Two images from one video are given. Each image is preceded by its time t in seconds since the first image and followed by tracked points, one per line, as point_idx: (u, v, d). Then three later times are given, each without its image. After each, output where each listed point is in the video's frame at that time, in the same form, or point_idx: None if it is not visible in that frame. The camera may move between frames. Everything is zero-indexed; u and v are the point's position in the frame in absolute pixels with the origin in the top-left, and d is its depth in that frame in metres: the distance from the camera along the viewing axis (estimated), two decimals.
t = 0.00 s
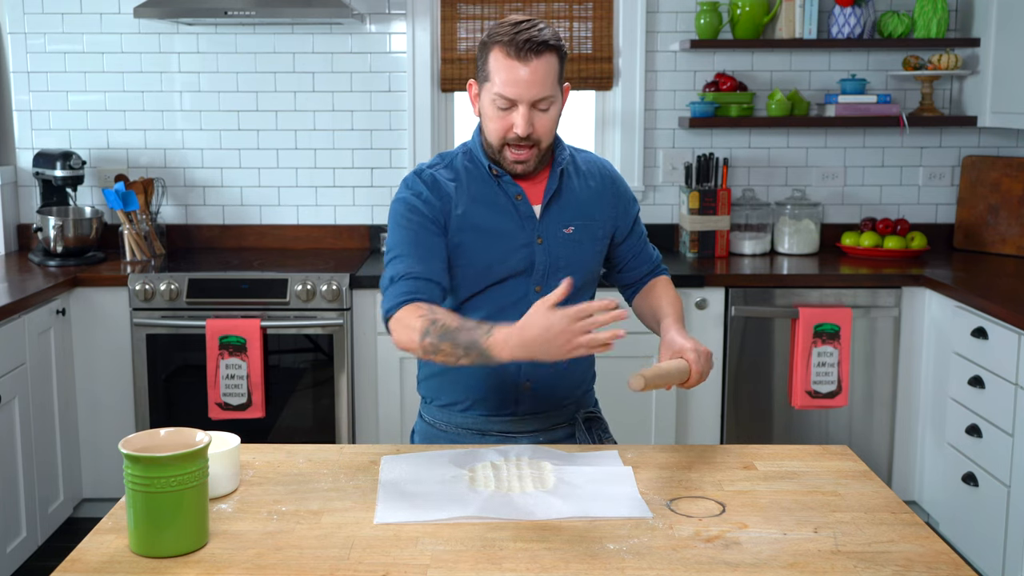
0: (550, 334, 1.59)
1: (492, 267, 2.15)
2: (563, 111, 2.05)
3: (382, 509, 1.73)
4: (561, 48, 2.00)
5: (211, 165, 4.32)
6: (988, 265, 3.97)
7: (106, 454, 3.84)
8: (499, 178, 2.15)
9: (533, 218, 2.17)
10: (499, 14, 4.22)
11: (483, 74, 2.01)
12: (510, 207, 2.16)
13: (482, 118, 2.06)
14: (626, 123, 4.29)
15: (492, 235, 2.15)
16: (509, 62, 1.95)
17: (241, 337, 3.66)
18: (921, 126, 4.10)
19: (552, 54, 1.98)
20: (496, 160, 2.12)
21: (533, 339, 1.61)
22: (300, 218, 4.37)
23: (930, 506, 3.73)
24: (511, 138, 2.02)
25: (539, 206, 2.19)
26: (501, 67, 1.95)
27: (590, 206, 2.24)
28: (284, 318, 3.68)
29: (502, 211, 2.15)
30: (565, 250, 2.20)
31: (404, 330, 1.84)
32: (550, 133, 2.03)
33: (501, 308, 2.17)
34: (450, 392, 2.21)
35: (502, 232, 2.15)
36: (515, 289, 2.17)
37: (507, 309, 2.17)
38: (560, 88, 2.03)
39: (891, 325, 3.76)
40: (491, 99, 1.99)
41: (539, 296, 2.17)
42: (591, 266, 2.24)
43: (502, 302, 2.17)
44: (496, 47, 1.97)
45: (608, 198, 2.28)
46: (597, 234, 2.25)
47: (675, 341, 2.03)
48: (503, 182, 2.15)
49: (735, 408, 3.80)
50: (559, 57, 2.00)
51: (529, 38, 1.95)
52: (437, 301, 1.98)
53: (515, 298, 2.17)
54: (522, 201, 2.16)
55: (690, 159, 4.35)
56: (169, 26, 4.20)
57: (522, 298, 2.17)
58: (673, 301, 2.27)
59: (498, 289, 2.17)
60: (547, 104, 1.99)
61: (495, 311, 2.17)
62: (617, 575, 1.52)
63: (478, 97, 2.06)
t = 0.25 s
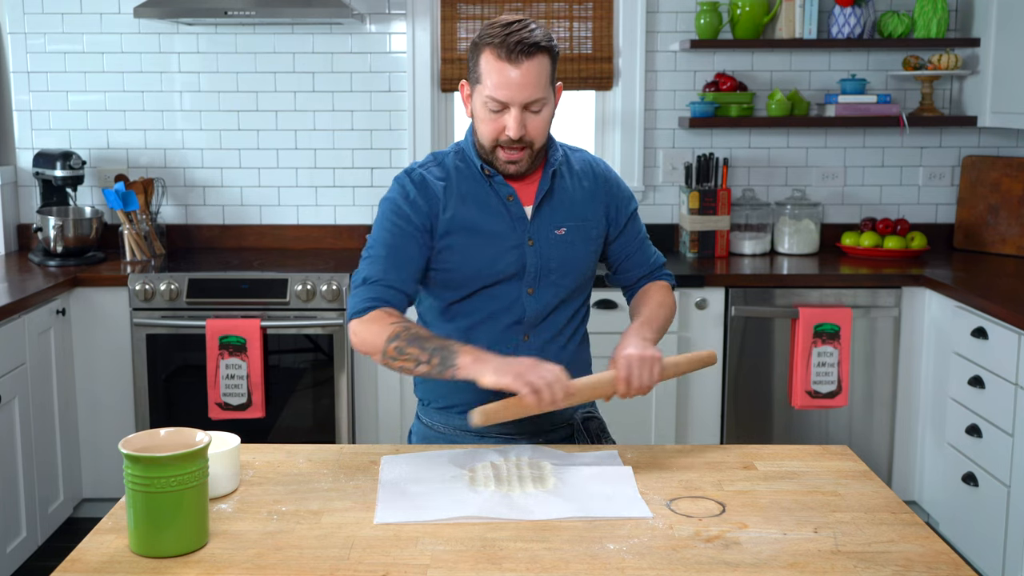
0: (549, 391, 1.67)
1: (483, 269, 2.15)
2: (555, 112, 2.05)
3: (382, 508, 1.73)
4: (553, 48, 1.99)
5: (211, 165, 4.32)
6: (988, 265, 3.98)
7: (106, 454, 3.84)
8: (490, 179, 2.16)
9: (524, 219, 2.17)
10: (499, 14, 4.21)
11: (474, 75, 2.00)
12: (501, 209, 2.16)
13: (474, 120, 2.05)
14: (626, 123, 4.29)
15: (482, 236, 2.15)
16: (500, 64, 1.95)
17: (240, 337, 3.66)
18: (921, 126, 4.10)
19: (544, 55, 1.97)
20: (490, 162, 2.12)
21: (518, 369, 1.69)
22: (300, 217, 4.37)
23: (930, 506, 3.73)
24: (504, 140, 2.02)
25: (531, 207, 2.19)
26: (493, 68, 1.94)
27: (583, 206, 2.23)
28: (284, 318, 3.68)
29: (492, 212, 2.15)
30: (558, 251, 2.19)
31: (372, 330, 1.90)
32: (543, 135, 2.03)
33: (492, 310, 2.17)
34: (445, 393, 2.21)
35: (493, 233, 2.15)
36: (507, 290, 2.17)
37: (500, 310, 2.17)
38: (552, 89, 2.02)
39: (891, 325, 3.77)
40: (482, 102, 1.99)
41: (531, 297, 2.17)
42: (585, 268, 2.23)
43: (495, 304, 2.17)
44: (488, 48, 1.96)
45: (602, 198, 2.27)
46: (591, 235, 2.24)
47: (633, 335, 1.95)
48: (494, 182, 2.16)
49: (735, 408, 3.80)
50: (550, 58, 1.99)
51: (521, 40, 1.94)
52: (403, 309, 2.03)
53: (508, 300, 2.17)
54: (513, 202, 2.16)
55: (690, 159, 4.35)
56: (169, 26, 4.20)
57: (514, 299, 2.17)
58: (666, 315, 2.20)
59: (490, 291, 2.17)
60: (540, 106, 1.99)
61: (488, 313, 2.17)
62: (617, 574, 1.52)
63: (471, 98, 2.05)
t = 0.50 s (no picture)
0: (443, 433, 1.77)
1: (465, 274, 2.16)
2: (548, 116, 2.04)
3: (383, 509, 1.73)
4: (545, 54, 1.97)
5: (211, 165, 4.32)
6: (988, 265, 3.97)
7: (106, 454, 3.84)
8: (476, 182, 2.17)
9: (507, 225, 2.16)
10: (499, 14, 4.21)
11: (466, 81, 1.99)
12: (484, 214, 2.16)
13: (467, 125, 2.04)
14: (626, 123, 4.29)
15: (464, 241, 2.16)
16: (491, 71, 1.93)
17: (241, 337, 3.66)
18: (921, 126, 4.10)
19: (535, 61, 1.95)
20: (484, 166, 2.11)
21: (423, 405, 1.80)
22: (300, 217, 4.37)
23: (930, 506, 3.73)
24: (497, 148, 2.01)
25: (515, 213, 2.17)
26: (484, 76, 1.93)
27: (572, 213, 2.19)
28: (284, 318, 3.68)
29: (475, 217, 2.16)
30: (541, 259, 2.17)
31: (337, 335, 2.03)
32: (535, 141, 2.02)
33: (474, 314, 2.18)
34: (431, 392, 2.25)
35: (475, 239, 2.16)
36: (487, 297, 2.18)
37: (481, 316, 2.18)
38: (544, 94, 2.01)
39: (891, 325, 3.77)
40: (474, 109, 1.98)
41: (511, 304, 2.18)
42: (572, 276, 2.20)
43: (476, 309, 2.18)
44: (479, 55, 1.94)
45: (595, 205, 2.22)
46: (579, 243, 2.20)
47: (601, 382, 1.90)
48: (478, 186, 2.16)
49: (735, 408, 3.80)
50: (543, 63, 1.97)
51: (512, 46, 1.92)
52: (381, 316, 2.10)
53: (488, 306, 2.18)
54: (496, 207, 2.16)
55: (690, 159, 4.35)
56: (169, 26, 4.20)
57: (494, 305, 2.18)
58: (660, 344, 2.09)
59: (473, 296, 2.18)
60: (532, 113, 1.98)
61: (470, 318, 2.19)
62: (617, 574, 1.52)
63: (463, 103, 2.04)
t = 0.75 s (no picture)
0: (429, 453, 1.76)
1: (460, 284, 2.14)
2: (546, 126, 2.00)
3: (383, 508, 1.73)
4: (541, 63, 1.93)
5: (211, 165, 4.32)
6: (988, 265, 3.97)
7: (106, 454, 3.84)
8: (473, 192, 2.15)
9: (503, 235, 2.14)
10: (499, 14, 4.22)
11: (460, 93, 1.95)
12: (480, 224, 2.14)
13: (463, 137, 2.00)
14: (626, 123, 4.29)
15: (460, 251, 2.14)
16: (485, 83, 1.89)
17: (240, 337, 3.66)
18: (921, 126, 4.10)
19: (531, 71, 1.91)
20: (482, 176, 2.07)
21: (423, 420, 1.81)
22: (300, 217, 4.37)
23: (930, 506, 3.73)
24: (494, 160, 1.97)
25: (512, 223, 2.15)
26: (479, 89, 1.89)
27: (569, 224, 2.16)
28: (284, 319, 3.68)
29: (472, 227, 2.14)
30: (537, 270, 2.15)
31: (336, 345, 2.03)
32: (533, 153, 1.98)
33: (470, 324, 2.17)
34: (427, 398, 2.24)
35: (471, 249, 2.14)
36: (483, 307, 2.16)
37: (477, 326, 2.16)
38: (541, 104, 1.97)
39: (891, 325, 3.77)
40: (469, 121, 1.94)
41: (507, 315, 2.15)
42: (569, 286, 2.17)
43: (472, 319, 2.16)
44: (473, 67, 1.90)
45: (593, 214, 2.19)
46: (576, 253, 2.17)
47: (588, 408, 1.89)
48: (475, 196, 2.14)
49: (735, 407, 3.80)
50: (539, 73, 1.93)
51: (506, 57, 1.88)
52: (380, 325, 2.10)
53: (484, 316, 2.16)
54: (492, 218, 2.13)
55: (690, 159, 4.35)
56: (169, 26, 4.20)
57: (489, 316, 2.16)
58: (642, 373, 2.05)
59: (469, 306, 2.16)
60: (529, 125, 1.94)
61: (466, 327, 2.17)
62: (617, 574, 1.52)
63: (458, 114, 2.00)
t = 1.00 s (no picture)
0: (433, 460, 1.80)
1: (463, 300, 2.12)
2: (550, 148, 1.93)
3: (383, 509, 1.73)
4: (545, 84, 1.86)
5: (211, 165, 4.32)
6: (988, 265, 3.97)
7: (106, 454, 3.84)
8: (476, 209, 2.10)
9: (507, 252, 2.11)
10: (499, 14, 4.22)
11: (462, 114, 1.88)
12: (483, 240, 2.11)
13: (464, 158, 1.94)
14: (626, 123, 4.29)
15: (462, 267, 2.11)
16: (487, 105, 1.82)
17: (241, 337, 3.66)
18: (921, 126, 4.10)
19: (535, 93, 1.84)
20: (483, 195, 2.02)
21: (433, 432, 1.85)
22: (300, 217, 4.37)
23: (930, 506, 3.73)
24: (496, 183, 1.91)
25: (515, 239, 2.11)
26: (481, 112, 1.82)
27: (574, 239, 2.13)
28: (284, 319, 3.68)
29: (474, 243, 2.11)
30: (540, 287, 2.13)
31: (346, 356, 2.05)
32: (536, 175, 1.92)
33: (471, 338, 2.16)
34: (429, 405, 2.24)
35: (473, 265, 2.11)
36: (486, 322, 2.14)
37: (479, 339, 2.16)
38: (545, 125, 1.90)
39: (891, 325, 3.76)
40: (471, 144, 1.87)
41: (509, 331, 2.14)
42: (572, 301, 2.16)
43: (474, 334, 2.15)
44: (473, 88, 1.83)
45: (599, 228, 2.15)
46: (580, 269, 2.14)
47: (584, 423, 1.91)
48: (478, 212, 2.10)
49: (735, 407, 3.80)
50: (543, 94, 1.86)
51: (509, 80, 1.81)
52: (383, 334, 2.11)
53: (486, 331, 2.15)
54: (496, 234, 2.10)
55: (690, 159, 4.35)
56: (169, 26, 4.20)
57: (492, 332, 2.15)
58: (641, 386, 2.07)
59: (471, 320, 2.15)
60: (532, 147, 1.87)
61: (468, 341, 2.16)
62: (617, 574, 1.52)
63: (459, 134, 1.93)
